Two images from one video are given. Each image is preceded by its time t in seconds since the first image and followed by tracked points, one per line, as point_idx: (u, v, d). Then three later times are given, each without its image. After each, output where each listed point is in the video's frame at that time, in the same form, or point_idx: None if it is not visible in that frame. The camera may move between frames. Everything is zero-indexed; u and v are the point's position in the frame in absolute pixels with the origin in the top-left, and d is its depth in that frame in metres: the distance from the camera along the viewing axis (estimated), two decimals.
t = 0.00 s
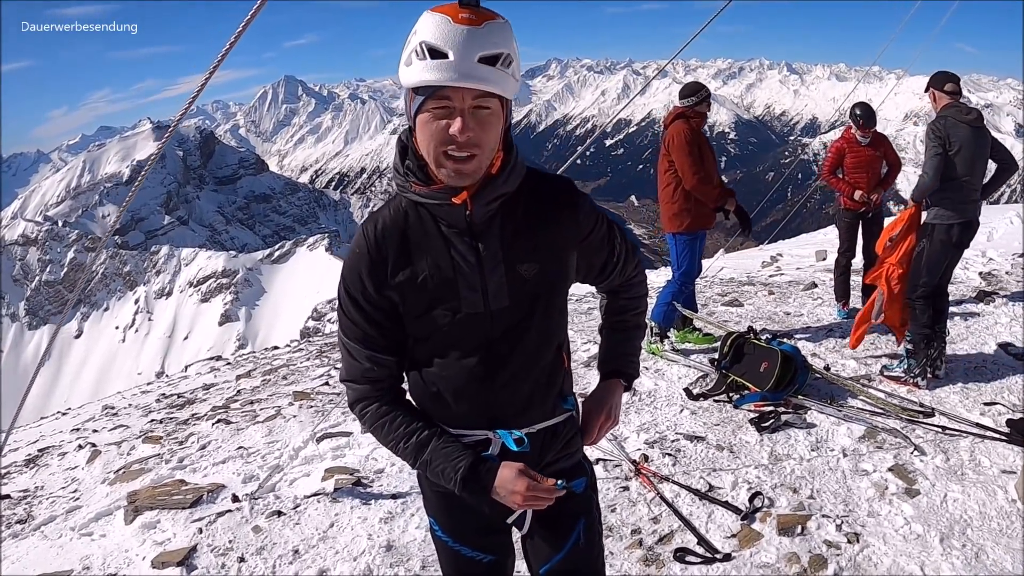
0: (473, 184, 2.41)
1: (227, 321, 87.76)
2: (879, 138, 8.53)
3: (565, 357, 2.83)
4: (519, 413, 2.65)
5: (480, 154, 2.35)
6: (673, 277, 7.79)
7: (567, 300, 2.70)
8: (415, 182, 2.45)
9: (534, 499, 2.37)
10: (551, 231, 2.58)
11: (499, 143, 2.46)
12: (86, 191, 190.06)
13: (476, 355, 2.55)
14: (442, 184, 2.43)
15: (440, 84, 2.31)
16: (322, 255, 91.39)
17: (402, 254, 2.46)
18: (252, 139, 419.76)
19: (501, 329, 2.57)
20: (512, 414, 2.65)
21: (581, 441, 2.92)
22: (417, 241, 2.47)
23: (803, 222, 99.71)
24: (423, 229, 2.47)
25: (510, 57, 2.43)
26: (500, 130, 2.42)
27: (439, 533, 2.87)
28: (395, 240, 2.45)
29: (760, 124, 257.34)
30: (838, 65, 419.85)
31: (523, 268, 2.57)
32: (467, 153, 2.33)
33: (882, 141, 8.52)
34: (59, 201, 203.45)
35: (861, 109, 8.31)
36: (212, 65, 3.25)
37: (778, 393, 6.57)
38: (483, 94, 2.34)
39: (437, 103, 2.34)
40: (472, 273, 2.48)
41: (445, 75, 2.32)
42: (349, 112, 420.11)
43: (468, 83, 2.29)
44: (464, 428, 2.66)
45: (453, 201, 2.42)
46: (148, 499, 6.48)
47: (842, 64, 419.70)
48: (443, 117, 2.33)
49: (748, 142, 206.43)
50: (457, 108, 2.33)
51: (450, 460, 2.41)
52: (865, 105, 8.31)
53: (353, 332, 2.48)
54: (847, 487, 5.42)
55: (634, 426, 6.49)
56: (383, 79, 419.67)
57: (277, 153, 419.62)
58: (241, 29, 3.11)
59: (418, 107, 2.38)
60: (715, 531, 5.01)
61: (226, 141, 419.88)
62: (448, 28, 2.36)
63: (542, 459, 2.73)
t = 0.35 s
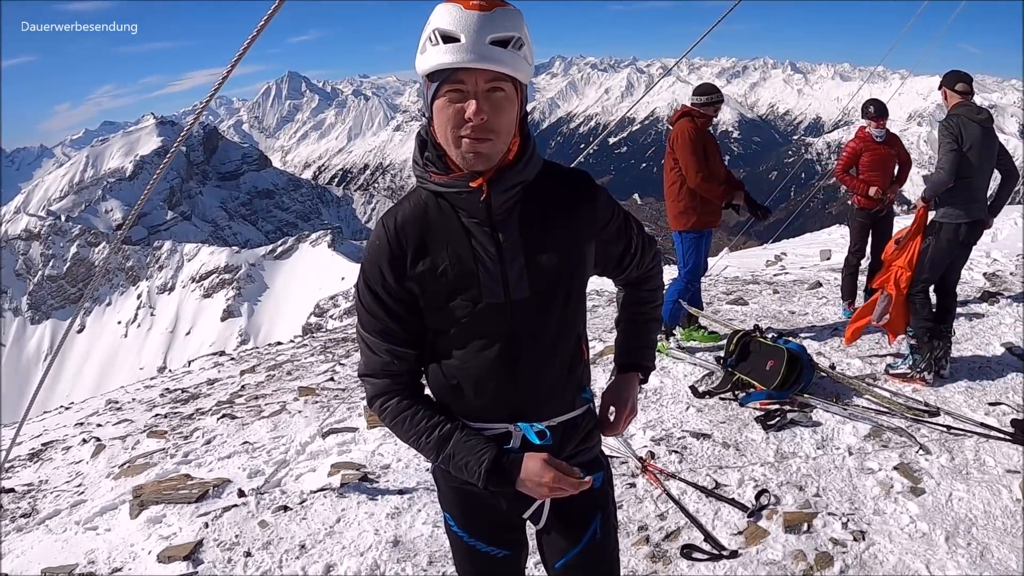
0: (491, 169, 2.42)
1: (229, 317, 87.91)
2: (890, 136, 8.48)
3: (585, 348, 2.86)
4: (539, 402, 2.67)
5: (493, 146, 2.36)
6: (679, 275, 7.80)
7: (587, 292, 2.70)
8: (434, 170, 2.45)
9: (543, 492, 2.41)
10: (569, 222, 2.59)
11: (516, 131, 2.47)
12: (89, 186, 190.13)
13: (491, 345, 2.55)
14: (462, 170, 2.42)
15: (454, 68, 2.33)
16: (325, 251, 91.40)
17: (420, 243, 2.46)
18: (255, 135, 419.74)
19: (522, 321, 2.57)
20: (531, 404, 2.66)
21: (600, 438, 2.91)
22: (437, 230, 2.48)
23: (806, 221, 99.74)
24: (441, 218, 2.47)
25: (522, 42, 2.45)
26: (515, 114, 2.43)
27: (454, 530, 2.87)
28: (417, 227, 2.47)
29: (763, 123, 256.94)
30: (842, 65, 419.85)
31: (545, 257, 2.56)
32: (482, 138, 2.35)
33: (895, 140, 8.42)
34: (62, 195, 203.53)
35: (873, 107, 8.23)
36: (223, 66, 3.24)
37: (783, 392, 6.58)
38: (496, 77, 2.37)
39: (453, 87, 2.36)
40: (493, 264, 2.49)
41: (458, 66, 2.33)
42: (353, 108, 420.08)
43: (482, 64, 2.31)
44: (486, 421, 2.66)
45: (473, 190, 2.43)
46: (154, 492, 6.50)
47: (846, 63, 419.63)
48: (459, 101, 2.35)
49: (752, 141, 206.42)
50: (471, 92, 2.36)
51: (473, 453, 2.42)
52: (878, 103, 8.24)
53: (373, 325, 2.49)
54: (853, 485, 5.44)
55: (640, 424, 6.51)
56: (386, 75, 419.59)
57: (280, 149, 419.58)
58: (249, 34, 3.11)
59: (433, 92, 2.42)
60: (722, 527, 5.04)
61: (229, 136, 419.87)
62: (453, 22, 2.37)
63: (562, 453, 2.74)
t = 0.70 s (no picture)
0: (505, 173, 2.40)
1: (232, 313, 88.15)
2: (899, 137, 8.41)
3: (597, 352, 2.87)
4: (549, 410, 2.69)
5: (503, 153, 2.34)
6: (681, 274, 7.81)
7: (600, 295, 2.71)
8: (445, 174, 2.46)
9: (550, 502, 2.43)
10: (578, 223, 2.60)
11: (530, 132, 2.46)
12: (93, 181, 190.33)
13: (500, 352, 2.56)
14: (475, 176, 2.42)
15: (462, 71, 2.32)
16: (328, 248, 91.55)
17: (430, 248, 2.46)
18: (259, 132, 419.86)
19: (536, 327, 2.58)
20: (540, 411, 2.68)
21: (614, 442, 2.92)
22: (448, 233, 2.48)
23: (809, 221, 99.70)
24: (452, 224, 2.47)
25: (535, 43, 2.41)
26: (529, 115, 2.40)
27: (463, 534, 2.89)
28: (426, 233, 2.47)
29: (767, 122, 256.65)
30: (846, 65, 419.80)
31: (558, 264, 2.59)
32: (495, 142, 2.32)
33: (902, 139, 8.34)
34: (65, 190, 203.81)
35: (882, 107, 8.15)
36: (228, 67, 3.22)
37: (785, 392, 6.58)
38: (506, 82, 2.34)
39: (461, 90, 2.35)
40: (506, 270, 2.49)
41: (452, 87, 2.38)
42: (356, 105, 420.16)
43: (490, 68, 2.29)
44: (497, 427, 2.68)
45: (485, 197, 2.44)
46: (155, 489, 6.52)
47: (850, 63, 419.56)
48: (467, 105, 2.34)
49: (755, 140, 206.51)
50: (479, 97, 2.34)
51: (482, 459, 2.46)
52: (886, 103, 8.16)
53: (383, 331, 2.50)
54: (853, 486, 5.44)
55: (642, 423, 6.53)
56: (390, 73, 419.73)
57: (284, 145, 419.69)
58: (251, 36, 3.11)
59: (443, 94, 2.41)
60: (722, 527, 5.05)
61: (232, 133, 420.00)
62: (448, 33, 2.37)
63: (572, 460, 2.75)
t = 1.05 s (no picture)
0: (583, 176, 2.30)
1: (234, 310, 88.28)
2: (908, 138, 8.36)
3: (656, 369, 2.80)
4: (606, 428, 2.63)
5: (583, 162, 2.24)
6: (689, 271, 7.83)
7: (669, 314, 2.65)
8: (518, 171, 2.34)
9: (605, 523, 2.40)
10: (652, 235, 2.50)
11: (615, 134, 2.39)
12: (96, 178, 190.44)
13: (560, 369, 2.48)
14: (550, 175, 2.31)
15: (547, 57, 2.17)
16: (330, 246, 91.62)
17: (495, 259, 2.34)
18: (262, 129, 419.75)
19: (603, 347, 2.50)
20: (598, 426, 2.63)
21: (663, 458, 2.89)
22: (518, 242, 2.36)
23: (812, 221, 99.59)
24: (522, 232, 2.36)
25: (626, 29, 2.28)
26: (614, 112, 2.29)
27: (501, 540, 2.88)
28: (497, 243, 2.34)
29: (770, 122, 256.36)
30: (850, 65, 419.56)
31: (632, 278, 2.50)
32: (580, 140, 2.20)
33: (909, 139, 8.34)
34: (69, 186, 203.96)
35: (891, 109, 8.12)
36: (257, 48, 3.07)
37: (790, 390, 6.60)
38: (595, 72, 2.21)
39: (545, 80, 2.20)
40: (577, 278, 2.39)
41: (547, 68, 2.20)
42: (360, 103, 420.20)
43: (580, 56, 2.16)
44: (546, 444, 2.64)
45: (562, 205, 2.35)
46: (161, 483, 6.52)
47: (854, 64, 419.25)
48: (548, 95, 2.20)
49: (758, 140, 206.49)
50: (565, 88, 2.20)
51: (534, 481, 2.41)
52: (895, 105, 8.10)
53: (442, 342, 2.39)
54: (858, 483, 5.46)
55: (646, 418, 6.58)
56: (393, 71, 419.66)
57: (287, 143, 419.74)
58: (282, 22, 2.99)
59: (522, 82, 2.27)
60: (727, 525, 5.06)
61: (236, 130, 420.01)
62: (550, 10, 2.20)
63: (620, 474, 2.72)
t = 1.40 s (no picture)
0: (625, 180, 2.26)
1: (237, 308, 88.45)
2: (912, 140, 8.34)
3: (676, 382, 2.78)
4: (624, 434, 2.61)
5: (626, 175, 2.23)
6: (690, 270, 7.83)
7: (700, 325, 2.59)
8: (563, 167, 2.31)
9: (621, 531, 2.40)
10: (689, 249, 2.46)
11: (663, 134, 2.33)
12: (100, 175, 190.75)
13: (585, 369, 2.46)
14: (588, 177, 2.31)
15: (603, 52, 2.11)
16: (333, 244, 91.74)
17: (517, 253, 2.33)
18: (266, 127, 419.82)
19: (623, 351, 2.48)
20: (616, 434, 2.61)
21: (679, 476, 2.87)
22: (543, 238, 2.34)
23: (815, 221, 99.58)
24: (555, 233, 2.34)
25: (686, 27, 2.21)
26: (666, 114, 2.25)
27: (511, 537, 2.89)
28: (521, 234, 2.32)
29: (774, 122, 256.12)
30: (854, 66, 419.20)
31: (661, 291, 2.45)
32: (629, 141, 2.15)
33: (912, 140, 8.36)
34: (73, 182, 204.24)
35: (893, 110, 8.13)
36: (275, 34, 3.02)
37: (791, 391, 6.62)
38: (651, 70, 2.16)
39: (598, 75, 2.16)
40: (601, 281, 2.37)
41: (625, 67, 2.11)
42: (364, 101, 420.61)
43: (638, 52, 2.09)
44: (560, 446, 2.64)
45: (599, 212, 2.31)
46: (163, 479, 6.55)
47: (859, 65, 418.93)
48: (603, 94, 2.15)
49: (762, 141, 206.43)
50: (617, 84, 2.15)
51: (544, 484, 2.44)
52: (898, 105, 8.12)
53: (461, 328, 2.41)
54: (858, 484, 5.48)
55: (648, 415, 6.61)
56: (397, 69, 419.80)
57: (291, 140, 419.78)
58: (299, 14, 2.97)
59: (573, 76, 2.21)
60: (727, 524, 5.08)
61: (240, 127, 420.18)
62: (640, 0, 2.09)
63: (634, 479, 2.68)
